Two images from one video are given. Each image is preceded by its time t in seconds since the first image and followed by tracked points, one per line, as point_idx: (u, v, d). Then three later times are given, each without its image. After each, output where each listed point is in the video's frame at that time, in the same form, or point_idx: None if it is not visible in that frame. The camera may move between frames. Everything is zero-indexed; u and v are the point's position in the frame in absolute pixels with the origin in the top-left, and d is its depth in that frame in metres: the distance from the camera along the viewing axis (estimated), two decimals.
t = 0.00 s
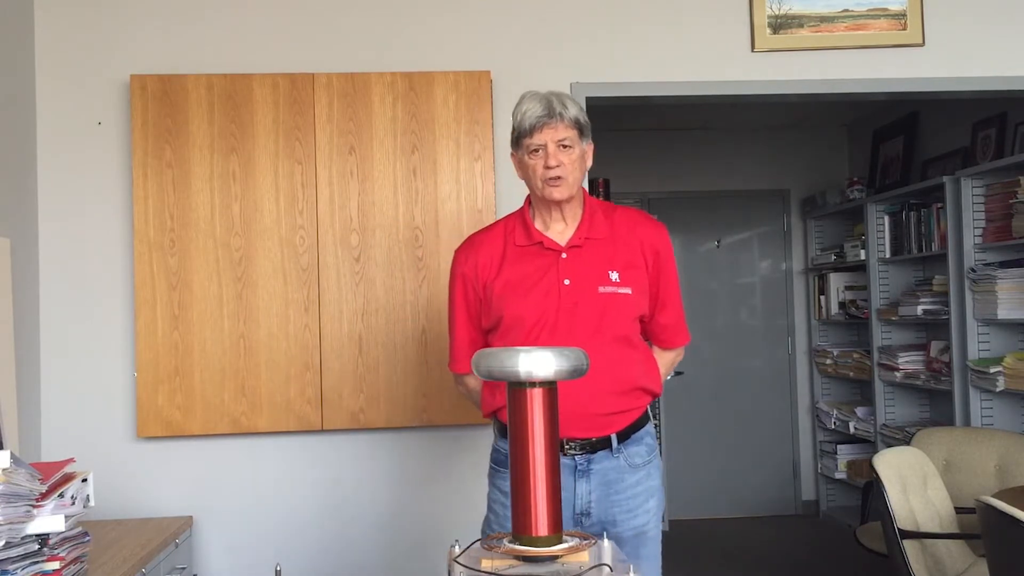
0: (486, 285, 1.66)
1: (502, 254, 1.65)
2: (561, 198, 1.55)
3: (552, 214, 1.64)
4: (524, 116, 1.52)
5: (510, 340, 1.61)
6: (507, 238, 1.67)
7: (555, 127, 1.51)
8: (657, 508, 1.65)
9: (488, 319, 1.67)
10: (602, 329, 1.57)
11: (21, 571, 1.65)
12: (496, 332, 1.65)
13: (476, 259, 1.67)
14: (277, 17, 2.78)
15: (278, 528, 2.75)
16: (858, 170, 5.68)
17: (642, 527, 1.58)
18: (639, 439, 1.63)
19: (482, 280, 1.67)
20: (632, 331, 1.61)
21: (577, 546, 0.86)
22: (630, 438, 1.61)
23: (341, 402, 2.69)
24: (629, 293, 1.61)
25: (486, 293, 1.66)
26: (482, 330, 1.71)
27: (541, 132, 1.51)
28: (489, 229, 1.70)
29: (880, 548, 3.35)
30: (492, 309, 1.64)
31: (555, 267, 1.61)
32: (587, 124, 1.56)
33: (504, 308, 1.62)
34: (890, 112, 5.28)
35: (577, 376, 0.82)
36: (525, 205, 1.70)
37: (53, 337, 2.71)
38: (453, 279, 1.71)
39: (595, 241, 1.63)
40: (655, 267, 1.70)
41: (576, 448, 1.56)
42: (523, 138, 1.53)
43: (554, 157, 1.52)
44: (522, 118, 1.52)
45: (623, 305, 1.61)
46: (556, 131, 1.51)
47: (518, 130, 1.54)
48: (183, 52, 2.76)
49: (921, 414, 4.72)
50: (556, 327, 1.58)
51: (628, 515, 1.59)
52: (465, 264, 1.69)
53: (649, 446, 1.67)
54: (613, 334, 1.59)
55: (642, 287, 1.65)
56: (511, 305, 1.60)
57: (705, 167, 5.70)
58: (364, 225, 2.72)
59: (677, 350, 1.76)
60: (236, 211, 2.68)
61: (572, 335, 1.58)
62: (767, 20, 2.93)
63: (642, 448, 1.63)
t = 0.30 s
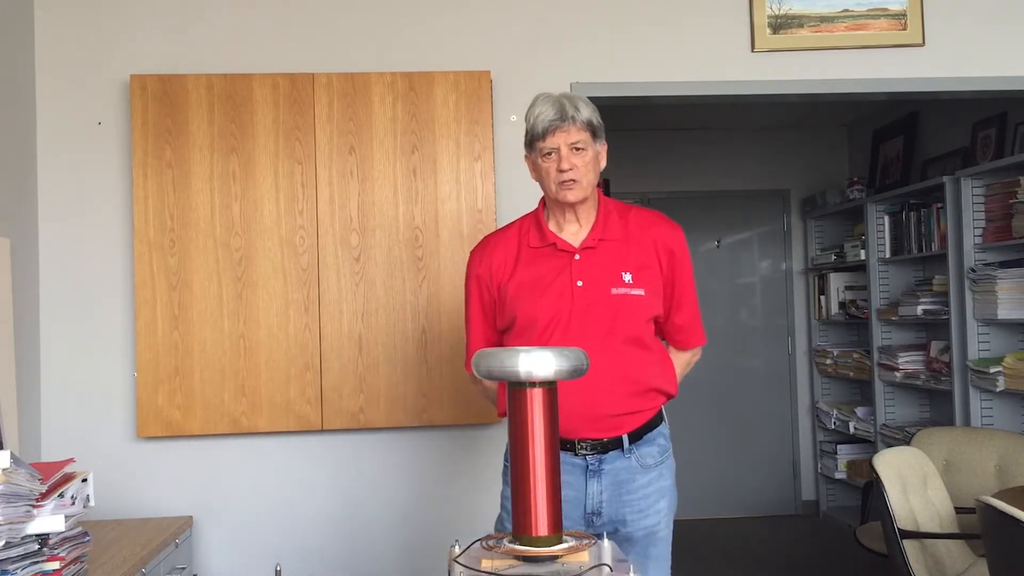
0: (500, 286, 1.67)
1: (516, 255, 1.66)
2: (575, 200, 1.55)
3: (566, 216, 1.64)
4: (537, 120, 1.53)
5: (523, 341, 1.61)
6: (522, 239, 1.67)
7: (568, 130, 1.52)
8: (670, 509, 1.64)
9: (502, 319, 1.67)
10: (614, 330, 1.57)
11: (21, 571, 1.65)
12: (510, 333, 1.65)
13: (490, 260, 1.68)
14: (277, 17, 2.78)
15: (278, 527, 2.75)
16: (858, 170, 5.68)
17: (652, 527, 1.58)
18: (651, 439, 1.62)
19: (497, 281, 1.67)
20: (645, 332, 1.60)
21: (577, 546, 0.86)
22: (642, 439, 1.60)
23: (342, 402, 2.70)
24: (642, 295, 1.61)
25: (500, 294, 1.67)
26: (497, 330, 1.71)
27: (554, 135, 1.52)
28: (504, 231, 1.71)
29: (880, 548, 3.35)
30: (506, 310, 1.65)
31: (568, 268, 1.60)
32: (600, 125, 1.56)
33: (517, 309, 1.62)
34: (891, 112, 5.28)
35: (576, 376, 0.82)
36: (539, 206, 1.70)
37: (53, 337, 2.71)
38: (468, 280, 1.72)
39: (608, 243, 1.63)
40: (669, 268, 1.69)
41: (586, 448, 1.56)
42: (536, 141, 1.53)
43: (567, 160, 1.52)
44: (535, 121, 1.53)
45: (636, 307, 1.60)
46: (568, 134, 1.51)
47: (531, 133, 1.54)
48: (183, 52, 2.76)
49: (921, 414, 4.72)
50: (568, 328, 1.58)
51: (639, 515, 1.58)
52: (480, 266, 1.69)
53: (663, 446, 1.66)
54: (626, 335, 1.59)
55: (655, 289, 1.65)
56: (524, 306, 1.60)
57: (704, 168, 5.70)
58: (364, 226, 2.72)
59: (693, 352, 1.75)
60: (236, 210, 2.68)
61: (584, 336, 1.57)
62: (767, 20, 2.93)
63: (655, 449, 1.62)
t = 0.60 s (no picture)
0: (505, 286, 1.67)
1: (521, 256, 1.66)
2: (580, 198, 1.55)
3: (572, 216, 1.64)
4: (544, 117, 1.53)
5: (526, 341, 1.61)
6: (527, 240, 1.67)
7: (574, 127, 1.52)
8: (671, 509, 1.63)
9: (507, 319, 1.68)
10: (618, 332, 1.57)
11: (21, 571, 1.65)
12: (515, 333, 1.66)
13: (495, 260, 1.69)
14: (278, 18, 2.78)
15: (278, 527, 2.75)
16: (858, 170, 5.68)
17: (654, 527, 1.58)
18: (653, 440, 1.62)
19: (502, 281, 1.68)
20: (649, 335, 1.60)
21: (578, 546, 0.86)
22: (644, 439, 1.60)
23: (342, 403, 2.69)
24: (646, 297, 1.60)
25: (505, 294, 1.67)
26: (501, 329, 1.72)
27: (561, 133, 1.52)
28: (509, 230, 1.71)
29: (880, 548, 3.35)
30: (511, 310, 1.65)
31: (572, 270, 1.60)
32: (606, 125, 1.56)
33: (521, 310, 1.63)
34: (891, 112, 5.28)
35: (576, 376, 0.82)
36: (545, 206, 1.70)
37: (53, 337, 2.71)
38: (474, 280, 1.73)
39: (612, 244, 1.62)
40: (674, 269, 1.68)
41: (587, 447, 1.56)
42: (542, 138, 1.53)
43: (573, 157, 1.52)
44: (542, 119, 1.53)
45: (640, 309, 1.60)
46: (575, 131, 1.51)
47: (538, 131, 1.54)
48: (183, 52, 2.76)
49: (921, 414, 4.72)
50: (571, 329, 1.57)
51: (640, 515, 1.58)
52: (485, 265, 1.70)
53: (666, 447, 1.65)
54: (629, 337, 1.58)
55: (660, 291, 1.64)
56: (527, 307, 1.61)
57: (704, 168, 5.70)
58: (364, 226, 2.72)
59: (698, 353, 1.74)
60: (236, 210, 2.68)
61: (587, 337, 1.57)
62: (767, 20, 2.93)
63: (656, 449, 1.61)
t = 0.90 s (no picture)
0: (488, 286, 1.68)
1: (505, 255, 1.67)
2: (569, 196, 1.55)
3: (557, 214, 1.64)
4: (538, 114, 1.52)
5: (509, 341, 1.62)
6: (511, 239, 1.68)
7: (569, 126, 1.52)
8: (655, 508, 1.63)
9: (491, 319, 1.69)
10: (600, 331, 1.57)
11: (21, 571, 1.65)
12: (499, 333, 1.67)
13: (479, 260, 1.69)
14: (278, 17, 2.78)
15: (278, 527, 2.75)
16: (858, 170, 5.68)
17: (638, 527, 1.57)
18: (637, 439, 1.61)
19: (485, 281, 1.69)
20: (632, 334, 1.60)
21: (578, 546, 0.86)
22: (629, 438, 1.60)
23: (341, 403, 2.70)
24: (629, 296, 1.61)
25: (489, 293, 1.68)
26: (486, 329, 1.73)
27: (555, 130, 1.52)
28: (494, 230, 1.72)
29: (880, 548, 3.35)
30: (494, 309, 1.66)
31: (555, 268, 1.61)
32: (596, 128, 1.58)
33: (504, 309, 1.63)
34: (891, 112, 5.28)
35: (576, 376, 0.82)
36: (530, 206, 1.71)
37: (53, 337, 2.71)
38: (459, 280, 1.74)
39: (596, 243, 1.63)
40: (658, 269, 1.68)
41: (570, 447, 1.56)
42: (535, 134, 1.53)
43: (566, 155, 1.52)
44: (536, 115, 1.53)
45: (622, 308, 1.60)
46: (569, 130, 1.52)
47: (530, 127, 1.54)
48: (183, 52, 2.75)
49: (921, 414, 4.72)
50: (553, 328, 1.58)
51: (624, 515, 1.58)
52: (470, 266, 1.71)
53: (649, 446, 1.65)
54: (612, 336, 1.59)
55: (644, 290, 1.64)
56: (510, 306, 1.62)
57: (705, 168, 5.70)
58: (364, 225, 2.72)
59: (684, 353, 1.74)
60: (236, 210, 2.68)
61: (570, 336, 1.58)
62: (767, 20, 2.93)
63: (640, 449, 1.61)
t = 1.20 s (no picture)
0: (462, 283, 1.68)
1: (479, 253, 1.66)
2: (547, 195, 1.54)
3: (532, 211, 1.64)
4: (518, 110, 1.51)
5: (484, 338, 1.62)
6: (485, 236, 1.68)
7: (549, 123, 1.51)
8: (628, 509, 1.63)
9: (465, 317, 1.69)
10: (574, 329, 1.58)
11: (21, 571, 1.65)
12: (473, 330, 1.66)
13: (453, 257, 1.69)
14: (278, 17, 2.78)
15: (278, 526, 2.75)
16: (858, 170, 5.67)
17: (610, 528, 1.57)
18: (610, 440, 1.62)
19: (460, 278, 1.68)
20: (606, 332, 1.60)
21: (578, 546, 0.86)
22: (601, 439, 1.60)
23: (341, 403, 2.70)
24: (603, 293, 1.61)
25: (463, 291, 1.68)
26: (460, 326, 1.73)
27: (536, 127, 1.51)
28: (468, 227, 1.72)
29: (880, 548, 3.35)
30: (468, 307, 1.66)
31: (529, 266, 1.61)
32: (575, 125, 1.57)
33: (479, 307, 1.63)
34: (892, 112, 5.28)
35: (576, 376, 0.82)
36: (504, 203, 1.70)
37: (53, 336, 2.71)
38: (433, 277, 1.73)
39: (571, 240, 1.63)
40: (632, 267, 1.69)
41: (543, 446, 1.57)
42: (514, 130, 1.51)
43: (546, 152, 1.51)
44: (515, 112, 1.51)
45: (596, 305, 1.60)
46: (550, 127, 1.51)
47: (508, 122, 1.52)
48: (183, 53, 2.76)
49: (921, 414, 4.73)
50: (527, 326, 1.58)
51: (596, 516, 1.57)
52: (444, 263, 1.71)
53: (622, 447, 1.66)
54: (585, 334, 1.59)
55: (618, 288, 1.65)
56: (485, 304, 1.61)
57: (705, 168, 5.70)
58: (364, 225, 2.72)
59: (656, 351, 1.74)
60: (236, 210, 2.68)
61: (543, 334, 1.58)
62: (767, 20, 2.93)
63: (613, 450, 1.61)
